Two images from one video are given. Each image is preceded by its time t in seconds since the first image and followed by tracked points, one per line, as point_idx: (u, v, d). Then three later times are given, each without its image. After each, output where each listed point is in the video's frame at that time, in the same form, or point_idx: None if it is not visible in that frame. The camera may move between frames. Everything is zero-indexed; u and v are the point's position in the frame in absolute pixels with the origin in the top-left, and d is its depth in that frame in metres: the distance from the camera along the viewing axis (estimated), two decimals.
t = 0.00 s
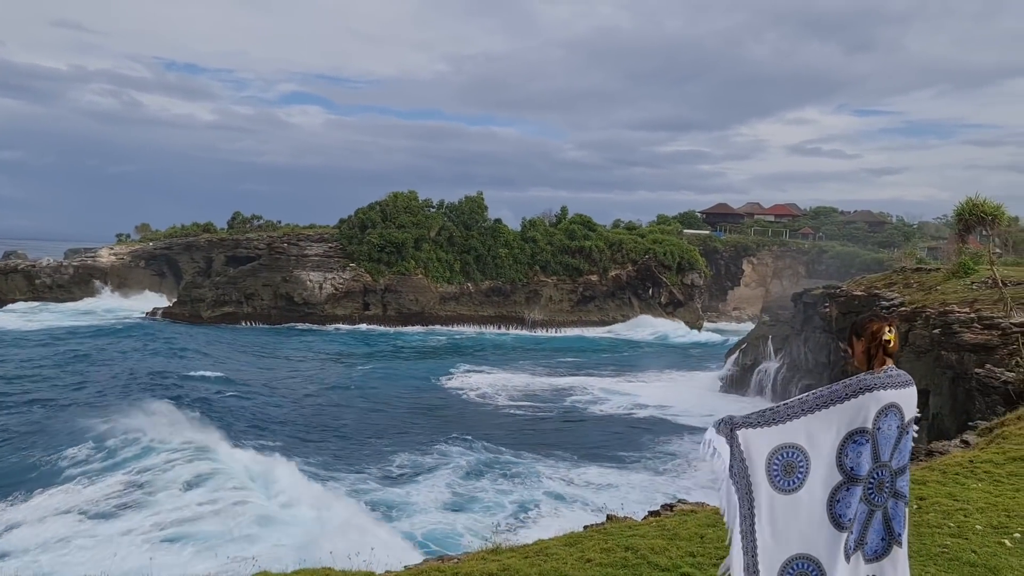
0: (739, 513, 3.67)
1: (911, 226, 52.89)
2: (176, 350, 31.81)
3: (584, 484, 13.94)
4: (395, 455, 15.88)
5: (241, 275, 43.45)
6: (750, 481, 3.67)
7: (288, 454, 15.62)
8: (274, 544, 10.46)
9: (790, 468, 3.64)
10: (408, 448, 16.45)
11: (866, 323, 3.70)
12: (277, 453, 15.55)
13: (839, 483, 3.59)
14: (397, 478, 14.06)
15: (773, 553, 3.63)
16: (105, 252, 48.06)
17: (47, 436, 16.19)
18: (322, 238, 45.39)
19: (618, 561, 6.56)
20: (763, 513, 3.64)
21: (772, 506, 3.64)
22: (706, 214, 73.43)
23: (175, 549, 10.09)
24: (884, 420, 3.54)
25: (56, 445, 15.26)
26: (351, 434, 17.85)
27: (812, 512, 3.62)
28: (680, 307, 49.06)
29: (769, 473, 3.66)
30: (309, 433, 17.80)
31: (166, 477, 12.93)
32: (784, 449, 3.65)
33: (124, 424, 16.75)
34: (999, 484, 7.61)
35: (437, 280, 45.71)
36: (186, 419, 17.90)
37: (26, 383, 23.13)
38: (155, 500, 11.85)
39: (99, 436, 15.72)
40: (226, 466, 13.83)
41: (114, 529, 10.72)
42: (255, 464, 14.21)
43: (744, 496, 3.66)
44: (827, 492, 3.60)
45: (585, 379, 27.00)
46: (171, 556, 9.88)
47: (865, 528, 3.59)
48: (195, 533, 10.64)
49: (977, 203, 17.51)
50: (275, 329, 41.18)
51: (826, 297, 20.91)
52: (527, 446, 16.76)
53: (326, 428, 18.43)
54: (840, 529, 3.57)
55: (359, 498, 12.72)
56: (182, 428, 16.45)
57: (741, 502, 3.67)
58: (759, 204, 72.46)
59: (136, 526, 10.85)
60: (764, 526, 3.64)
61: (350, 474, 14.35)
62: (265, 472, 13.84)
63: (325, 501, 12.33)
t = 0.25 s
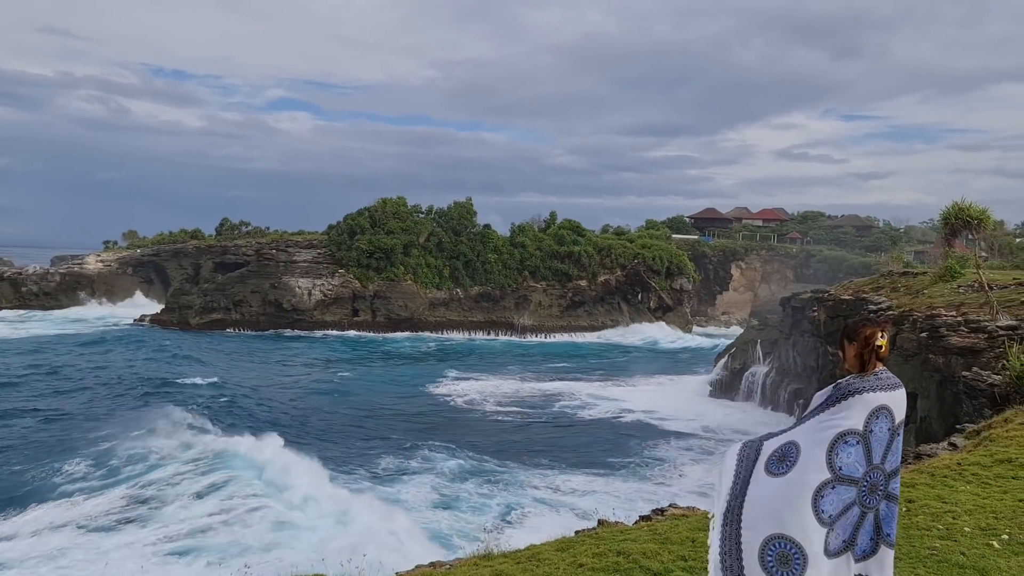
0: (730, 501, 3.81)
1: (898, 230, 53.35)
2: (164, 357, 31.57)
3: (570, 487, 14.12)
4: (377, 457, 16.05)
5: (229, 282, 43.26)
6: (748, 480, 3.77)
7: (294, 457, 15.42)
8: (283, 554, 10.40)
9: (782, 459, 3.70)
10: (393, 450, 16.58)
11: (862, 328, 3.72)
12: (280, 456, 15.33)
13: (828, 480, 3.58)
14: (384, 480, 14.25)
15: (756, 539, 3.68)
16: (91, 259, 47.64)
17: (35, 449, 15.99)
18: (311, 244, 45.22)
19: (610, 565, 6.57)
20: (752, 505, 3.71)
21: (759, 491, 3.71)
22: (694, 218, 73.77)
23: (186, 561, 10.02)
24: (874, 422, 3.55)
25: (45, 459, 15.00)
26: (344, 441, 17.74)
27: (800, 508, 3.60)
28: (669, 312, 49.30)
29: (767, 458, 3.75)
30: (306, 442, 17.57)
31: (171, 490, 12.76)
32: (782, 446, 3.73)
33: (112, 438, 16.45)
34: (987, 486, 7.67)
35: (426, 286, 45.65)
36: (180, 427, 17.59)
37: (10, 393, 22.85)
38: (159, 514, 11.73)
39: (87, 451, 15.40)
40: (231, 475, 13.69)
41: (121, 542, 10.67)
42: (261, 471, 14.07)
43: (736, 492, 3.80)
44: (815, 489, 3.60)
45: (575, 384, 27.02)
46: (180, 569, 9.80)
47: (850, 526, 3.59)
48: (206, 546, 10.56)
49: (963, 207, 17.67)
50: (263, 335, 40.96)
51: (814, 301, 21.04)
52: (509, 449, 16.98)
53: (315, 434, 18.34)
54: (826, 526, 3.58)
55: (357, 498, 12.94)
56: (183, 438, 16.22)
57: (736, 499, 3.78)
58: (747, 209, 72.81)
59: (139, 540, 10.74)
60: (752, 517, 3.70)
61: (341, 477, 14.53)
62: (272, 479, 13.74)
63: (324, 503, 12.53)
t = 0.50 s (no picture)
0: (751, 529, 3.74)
1: (896, 232, 53.42)
2: (162, 359, 31.54)
3: (564, 488, 14.26)
4: (368, 457, 16.24)
5: (227, 284, 43.25)
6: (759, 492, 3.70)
7: (305, 457, 15.34)
8: (300, 556, 10.43)
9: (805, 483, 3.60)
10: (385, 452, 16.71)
11: (869, 334, 3.58)
12: (290, 457, 15.24)
13: (829, 481, 3.54)
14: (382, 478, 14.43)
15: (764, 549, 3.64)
16: (89, 261, 47.58)
17: (34, 455, 15.90)
18: (309, 246, 45.19)
19: (609, 568, 6.56)
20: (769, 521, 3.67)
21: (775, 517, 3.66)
22: (692, 220, 73.87)
23: (203, 567, 10.03)
24: (874, 421, 3.53)
25: (49, 470, 14.68)
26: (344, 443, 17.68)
27: (805, 516, 3.58)
28: (667, 314, 49.52)
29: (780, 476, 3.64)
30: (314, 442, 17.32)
31: (184, 497, 12.72)
32: (797, 462, 3.61)
33: (117, 448, 16.08)
34: (985, 489, 7.68)
35: (424, 288, 45.62)
36: (189, 431, 17.19)
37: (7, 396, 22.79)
38: (173, 520, 11.74)
39: (92, 463, 15.05)
40: (243, 480, 13.66)
41: (136, 547, 10.71)
42: (274, 473, 14.05)
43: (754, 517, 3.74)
44: (817, 491, 3.56)
45: (573, 387, 27.02)
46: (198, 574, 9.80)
47: (850, 525, 3.59)
48: (223, 551, 10.57)
49: (961, 209, 17.71)
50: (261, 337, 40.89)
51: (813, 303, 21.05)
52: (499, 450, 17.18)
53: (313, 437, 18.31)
54: (829, 527, 3.56)
55: (365, 492, 13.18)
56: (191, 443, 16.12)
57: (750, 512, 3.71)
58: (745, 211, 72.83)
59: (155, 546, 10.74)
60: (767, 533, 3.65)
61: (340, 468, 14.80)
62: (285, 480, 13.75)
63: (332, 497, 12.78)
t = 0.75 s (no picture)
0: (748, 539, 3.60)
1: (888, 234, 53.67)
2: (155, 361, 31.41)
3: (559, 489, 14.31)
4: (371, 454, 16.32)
5: (220, 286, 43.14)
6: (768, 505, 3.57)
7: (315, 458, 15.27)
8: (314, 556, 10.44)
9: (797, 483, 3.56)
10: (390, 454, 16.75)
11: (867, 332, 3.65)
12: (300, 459, 15.16)
13: (825, 482, 3.56)
14: (388, 475, 14.54)
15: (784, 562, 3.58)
16: (81, 263, 47.35)
17: (28, 463, 15.74)
18: (303, 248, 45.09)
19: (603, 570, 6.56)
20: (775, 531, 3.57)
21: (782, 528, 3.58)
22: (686, 222, 74.06)
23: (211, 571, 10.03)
24: (867, 421, 3.57)
25: (46, 481, 14.39)
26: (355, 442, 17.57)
27: (800, 520, 3.59)
28: (661, 316, 49.78)
29: (778, 488, 3.56)
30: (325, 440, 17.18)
31: (190, 505, 12.64)
32: (796, 466, 3.55)
33: (119, 458, 15.77)
34: (977, 490, 7.71)
35: (418, 290, 45.59)
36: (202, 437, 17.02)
37: None
38: (179, 526, 11.71)
39: (93, 473, 14.76)
40: (254, 484, 13.62)
41: (141, 552, 10.72)
42: (284, 476, 14.01)
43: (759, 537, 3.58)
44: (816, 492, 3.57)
45: (567, 389, 27.03)
46: None
47: (843, 523, 3.58)
48: (232, 555, 10.54)
49: (953, 212, 17.81)
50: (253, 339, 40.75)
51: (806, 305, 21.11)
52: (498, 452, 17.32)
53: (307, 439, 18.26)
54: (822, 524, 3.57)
55: (378, 494, 13.28)
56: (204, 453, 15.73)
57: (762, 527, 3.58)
58: (738, 214, 73.09)
59: (162, 551, 10.74)
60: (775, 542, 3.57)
61: (347, 466, 14.92)
62: (295, 482, 13.73)
63: (346, 500, 12.86)
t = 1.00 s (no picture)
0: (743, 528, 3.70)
1: (878, 234, 53.94)
2: (147, 363, 31.28)
3: (554, 489, 14.36)
4: (379, 448, 16.35)
5: (211, 287, 43.01)
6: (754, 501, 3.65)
7: (322, 458, 15.21)
8: (323, 558, 10.42)
9: (784, 482, 3.61)
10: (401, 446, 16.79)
11: (860, 331, 3.67)
12: (306, 459, 15.10)
13: (816, 482, 3.58)
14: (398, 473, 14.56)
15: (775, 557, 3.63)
16: (70, 263, 47.07)
17: (18, 468, 15.65)
18: (294, 248, 44.95)
19: (596, 569, 6.57)
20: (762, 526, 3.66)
21: (770, 523, 3.65)
22: (678, 222, 74.24)
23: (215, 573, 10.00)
24: (862, 422, 3.55)
25: (43, 490, 14.14)
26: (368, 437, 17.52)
27: (788, 520, 3.62)
28: (653, 316, 49.93)
29: (766, 482, 3.64)
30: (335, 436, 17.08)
31: (192, 510, 12.59)
32: (784, 464, 3.60)
33: (119, 466, 15.50)
34: (967, 488, 7.76)
35: (410, 290, 45.51)
36: (205, 443, 16.94)
37: None
38: (180, 530, 11.67)
39: (93, 482, 14.48)
40: (262, 487, 13.59)
41: (141, 555, 10.70)
42: (292, 477, 13.97)
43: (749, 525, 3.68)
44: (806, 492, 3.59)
45: (560, 389, 27.07)
46: None
47: (836, 524, 3.58)
48: (237, 557, 10.52)
49: (943, 211, 17.92)
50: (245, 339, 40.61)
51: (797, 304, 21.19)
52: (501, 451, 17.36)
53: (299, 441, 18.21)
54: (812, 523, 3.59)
55: (388, 493, 13.31)
56: (212, 459, 15.60)
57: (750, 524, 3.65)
58: (729, 214, 73.37)
59: (165, 554, 10.74)
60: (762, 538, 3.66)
61: (357, 464, 14.94)
62: (301, 483, 13.69)
63: (358, 499, 12.89)
